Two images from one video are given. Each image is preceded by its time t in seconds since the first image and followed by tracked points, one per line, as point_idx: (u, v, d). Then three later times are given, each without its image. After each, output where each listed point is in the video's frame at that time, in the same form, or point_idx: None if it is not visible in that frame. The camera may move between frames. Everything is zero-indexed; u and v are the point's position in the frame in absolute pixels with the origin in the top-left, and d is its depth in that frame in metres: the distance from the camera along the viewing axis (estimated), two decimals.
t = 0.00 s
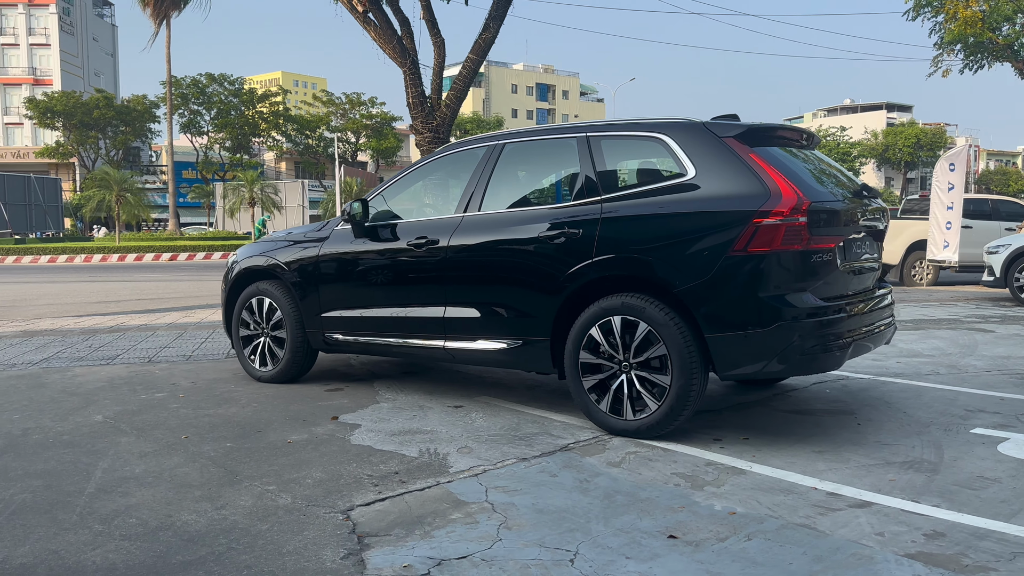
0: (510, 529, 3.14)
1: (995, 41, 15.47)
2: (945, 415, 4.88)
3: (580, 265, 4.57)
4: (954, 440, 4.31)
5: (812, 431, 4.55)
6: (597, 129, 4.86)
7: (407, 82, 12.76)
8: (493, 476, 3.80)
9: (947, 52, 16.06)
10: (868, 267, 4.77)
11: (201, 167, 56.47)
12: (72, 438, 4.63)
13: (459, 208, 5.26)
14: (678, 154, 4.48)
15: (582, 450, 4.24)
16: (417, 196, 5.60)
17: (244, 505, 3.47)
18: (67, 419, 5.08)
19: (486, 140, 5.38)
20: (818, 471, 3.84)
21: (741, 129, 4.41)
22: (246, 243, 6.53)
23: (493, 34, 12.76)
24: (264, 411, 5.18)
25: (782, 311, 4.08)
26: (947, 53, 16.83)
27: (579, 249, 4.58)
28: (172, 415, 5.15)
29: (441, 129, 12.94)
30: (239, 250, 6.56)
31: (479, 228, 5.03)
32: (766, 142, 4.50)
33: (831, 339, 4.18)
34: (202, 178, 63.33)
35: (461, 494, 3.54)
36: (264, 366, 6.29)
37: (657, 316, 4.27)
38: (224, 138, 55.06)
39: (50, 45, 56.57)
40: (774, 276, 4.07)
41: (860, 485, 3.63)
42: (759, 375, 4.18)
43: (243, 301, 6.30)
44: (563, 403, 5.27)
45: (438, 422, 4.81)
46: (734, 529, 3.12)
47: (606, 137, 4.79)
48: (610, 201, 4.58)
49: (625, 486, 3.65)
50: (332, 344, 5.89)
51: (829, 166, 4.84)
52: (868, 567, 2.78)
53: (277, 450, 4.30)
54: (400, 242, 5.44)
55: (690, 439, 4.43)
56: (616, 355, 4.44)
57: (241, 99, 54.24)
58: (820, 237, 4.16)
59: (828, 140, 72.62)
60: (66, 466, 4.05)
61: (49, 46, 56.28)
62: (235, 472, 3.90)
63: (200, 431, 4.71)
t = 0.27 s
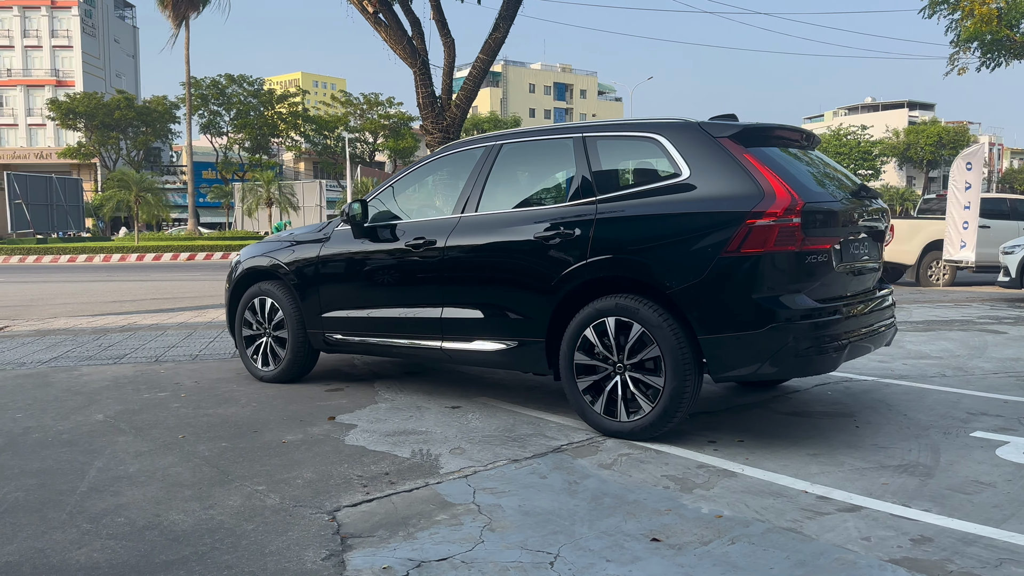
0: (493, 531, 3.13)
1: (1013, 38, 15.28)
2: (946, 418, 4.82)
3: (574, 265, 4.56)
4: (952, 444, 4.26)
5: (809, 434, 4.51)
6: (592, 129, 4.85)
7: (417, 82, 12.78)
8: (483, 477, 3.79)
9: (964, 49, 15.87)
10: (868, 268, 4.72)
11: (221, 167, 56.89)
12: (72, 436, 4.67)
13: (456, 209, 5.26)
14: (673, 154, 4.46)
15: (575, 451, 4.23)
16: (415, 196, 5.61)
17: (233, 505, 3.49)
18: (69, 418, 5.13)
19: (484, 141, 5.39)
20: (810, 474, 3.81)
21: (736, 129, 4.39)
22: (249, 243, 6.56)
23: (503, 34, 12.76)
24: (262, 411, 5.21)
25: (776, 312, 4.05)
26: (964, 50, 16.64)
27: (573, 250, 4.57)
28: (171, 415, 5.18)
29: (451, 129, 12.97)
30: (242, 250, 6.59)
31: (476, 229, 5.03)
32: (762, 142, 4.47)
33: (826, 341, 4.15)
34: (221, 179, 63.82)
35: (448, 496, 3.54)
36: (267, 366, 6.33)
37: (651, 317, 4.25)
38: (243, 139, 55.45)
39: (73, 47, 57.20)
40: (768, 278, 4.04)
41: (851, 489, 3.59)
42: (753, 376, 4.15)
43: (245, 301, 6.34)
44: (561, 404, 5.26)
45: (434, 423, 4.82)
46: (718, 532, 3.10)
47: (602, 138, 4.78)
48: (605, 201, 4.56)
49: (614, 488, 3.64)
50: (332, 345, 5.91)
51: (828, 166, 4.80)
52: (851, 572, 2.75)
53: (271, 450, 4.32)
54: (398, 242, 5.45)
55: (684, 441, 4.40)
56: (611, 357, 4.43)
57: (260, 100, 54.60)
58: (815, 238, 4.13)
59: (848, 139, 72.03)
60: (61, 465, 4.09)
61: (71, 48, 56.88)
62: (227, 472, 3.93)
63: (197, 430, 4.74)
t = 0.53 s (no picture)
0: (474, 533, 3.11)
1: None
2: (948, 421, 4.74)
3: (568, 265, 4.53)
4: (951, 447, 4.19)
5: (806, 436, 4.45)
6: (587, 128, 4.82)
7: (426, 82, 12.76)
8: (471, 478, 3.77)
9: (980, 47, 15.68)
10: (867, 268, 4.65)
11: (238, 167, 57.26)
12: (68, 435, 4.70)
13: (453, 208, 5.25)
14: (666, 153, 4.42)
15: (566, 452, 4.19)
16: (412, 195, 5.60)
17: (218, 504, 3.49)
18: (67, 416, 5.16)
19: (480, 140, 5.38)
20: (803, 477, 3.75)
21: (731, 128, 4.35)
22: (250, 243, 6.57)
23: (512, 33, 12.73)
24: (258, 410, 5.21)
25: (769, 312, 4.00)
26: (980, 47, 16.44)
27: (567, 249, 4.53)
28: (168, 414, 5.20)
29: (460, 129, 12.96)
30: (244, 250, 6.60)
31: (471, 229, 5.01)
32: (757, 141, 4.42)
33: (821, 341, 4.09)
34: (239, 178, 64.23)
35: (434, 497, 3.52)
36: (267, 366, 6.34)
37: (643, 318, 4.21)
38: (260, 139, 55.77)
39: (93, 48, 57.78)
40: (761, 278, 3.99)
41: (842, 492, 3.54)
42: (746, 377, 4.10)
43: (246, 301, 6.36)
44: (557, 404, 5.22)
45: (428, 423, 4.80)
46: (702, 535, 3.06)
47: (597, 137, 4.75)
48: (598, 201, 4.53)
49: (601, 490, 3.60)
50: (330, 344, 5.90)
51: (827, 166, 4.73)
52: None
53: (262, 449, 4.32)
54: (395, 242, 5.44)
55: (677, 443, 4.36)
56: (604, 357, 4.39)
57: (277, 100, 54.89)
58: (810, 237, 4.08)
59: (867, 137, 71.42)
60: (54, 463, 4.11)
61: (92, 50, 57.48)
62: (217, 471, 3.93)
63: (192, 429, 4.76)
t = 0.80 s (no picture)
0: (460, 535, 3.09)
1: None
2: (950, 423, 4.68)
3: (564, 265, 4.50)
4: (951, 450, 4.12)
5: (804, 438, 4.40)
6: (584, 127, 4.81)
7: (435, 82, 12.76)
8: (462, 479, 3.75)
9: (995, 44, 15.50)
10: (868, 269, 4.59)
11: (254, 167, 57.57)
12: (67, 433, 4.72)
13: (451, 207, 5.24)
14: (663, 152, 4.40)
15: (561, 453, 4.17)
16: (412, 195, 5.60)
17: (208, 504, 3.49)
18: (68, 415, 5.18)
19: (479, 139, 5.37)
20: (797, 480, 3.71)
21: (727, 127, 4.31)
22: (253, 243, 6.58)
23: (521, 32, 12.70)
24: (257, 410, 5.22)
25: (765, 313, 3.95)
26: (996, 45, 16.25)
27: (563, 249, 4.51)
28: (167, 413, 5.22)
29: (469, 129, 12.95)
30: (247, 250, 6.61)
31: (469, 228, 5.00)
32: (755, 140, 4.38)
33: (819, 342, 4.04)
34: (255, 179, 64.58)
35: (422, 498, 3.51)
36: (269, 365, 6.35)
37: (639, 318, 4.18)
38: (276, 139, 56.05)
39: (111, 49, 58.27)
40: (756, 278, 3.95)
41: (836, 495, 3.49)
42: (742, 378, 4.06)
43: (248, 301, 6.37)
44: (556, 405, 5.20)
45: (424, 424, 4.79)
46: (690, 538, 3.03)
47: (594, 136, 4.73)
48: (595, 200, 4.51)
49: (592, 492, 3.57)
50: (331, 344, 5.91)
51: (828, 165, 4.68)
52: None
53: (257, 449, 4.32)
54: (393, 241, 5.44)
55: (673, 444, 4.32)
56: (600, 358, 4.36)
57: (293, 101, 55.14)
58: (807, 237, 4.03)
59: (885, 136, 70.81)
60: (50, 462, 4.13)
61: (111, 51, 57.99)
62: (210, 471, 3.93)
63: (190, 428, 4.77)
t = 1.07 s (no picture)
0: (449, 537, 3.10)
1: None
2: (952, 426, 4.63)
3: (562, 266, 4.49)
4: (950, 453, 4.08)
5: (803, 441, 4.37)
6: (583, 128, 4.80)
7: (445, 82, 12.77)
8: (455, 480, 3.75)
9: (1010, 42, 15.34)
10: (869, 270, 4.55)
11: (270, 168, 57.89)
12: (69, 433, 4.76)
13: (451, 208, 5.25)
14: (660, 153, 4.38)
15: (557, 455, 4.16)
16: (413, 196, 5.62)
17: (201, 504, 3.51)
18: (72, 414, 5.23)
19: (480, 141, 5.38)
20: (793, 483, 3.68)
21: (725, 127, 4.28)
22: (257, 244, 6.61)
23: (530, 32, 12.69)
24: (258, 410, 5.24)
25: (762, 315, 3.92)
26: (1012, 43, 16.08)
27: (561, 250, 4.50)
28: (169, 413, 5.25)
29: (478, 129, 12.95)
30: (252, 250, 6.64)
31: (468, 229, 5.00)
32: (753, 141, 4.35)
33: (817, 345, 4.01)
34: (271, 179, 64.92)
35: (415, 499, 3.51)
36: (273, 365, 6.38)
37: (635, 320, 4.16)
38: (292, 140, 56.32)
39: (129, 51, 58.77)
40: (753, 280, 3.92)
41: (831, 499, 3.46)
42: (739, 381, 4.04)
43: (253, 301, 6.41)
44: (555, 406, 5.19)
45: (423, 425, 4.79)
46: (679, 542, 3.02)
47: (592, 137, 4.73)
48: (592, 201, 4.50)
49: (585, 494, 3.56)
50: (333, 344, 5.93)
51: (830, 166, 4.63)
52: None
53: (255, 450, 4.34)
54: (394, 242, 5.45)
55: (670, 446, 4.30)
56: (597, 359, 4.35)
57: (308, 101, 55.39)
58: (804, 239, 4.00)
59: (903, 134, 70.22)
60: (50, 461, 4.16)
61: (129, 52, 58.48)
62: (206, 471, 3.95)
63: (190, 428, 4.80)
